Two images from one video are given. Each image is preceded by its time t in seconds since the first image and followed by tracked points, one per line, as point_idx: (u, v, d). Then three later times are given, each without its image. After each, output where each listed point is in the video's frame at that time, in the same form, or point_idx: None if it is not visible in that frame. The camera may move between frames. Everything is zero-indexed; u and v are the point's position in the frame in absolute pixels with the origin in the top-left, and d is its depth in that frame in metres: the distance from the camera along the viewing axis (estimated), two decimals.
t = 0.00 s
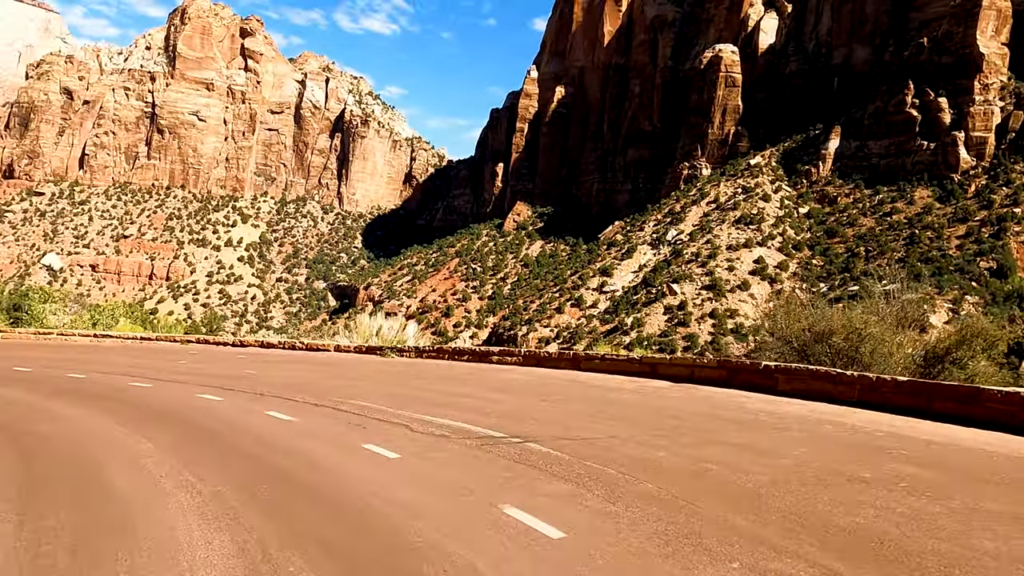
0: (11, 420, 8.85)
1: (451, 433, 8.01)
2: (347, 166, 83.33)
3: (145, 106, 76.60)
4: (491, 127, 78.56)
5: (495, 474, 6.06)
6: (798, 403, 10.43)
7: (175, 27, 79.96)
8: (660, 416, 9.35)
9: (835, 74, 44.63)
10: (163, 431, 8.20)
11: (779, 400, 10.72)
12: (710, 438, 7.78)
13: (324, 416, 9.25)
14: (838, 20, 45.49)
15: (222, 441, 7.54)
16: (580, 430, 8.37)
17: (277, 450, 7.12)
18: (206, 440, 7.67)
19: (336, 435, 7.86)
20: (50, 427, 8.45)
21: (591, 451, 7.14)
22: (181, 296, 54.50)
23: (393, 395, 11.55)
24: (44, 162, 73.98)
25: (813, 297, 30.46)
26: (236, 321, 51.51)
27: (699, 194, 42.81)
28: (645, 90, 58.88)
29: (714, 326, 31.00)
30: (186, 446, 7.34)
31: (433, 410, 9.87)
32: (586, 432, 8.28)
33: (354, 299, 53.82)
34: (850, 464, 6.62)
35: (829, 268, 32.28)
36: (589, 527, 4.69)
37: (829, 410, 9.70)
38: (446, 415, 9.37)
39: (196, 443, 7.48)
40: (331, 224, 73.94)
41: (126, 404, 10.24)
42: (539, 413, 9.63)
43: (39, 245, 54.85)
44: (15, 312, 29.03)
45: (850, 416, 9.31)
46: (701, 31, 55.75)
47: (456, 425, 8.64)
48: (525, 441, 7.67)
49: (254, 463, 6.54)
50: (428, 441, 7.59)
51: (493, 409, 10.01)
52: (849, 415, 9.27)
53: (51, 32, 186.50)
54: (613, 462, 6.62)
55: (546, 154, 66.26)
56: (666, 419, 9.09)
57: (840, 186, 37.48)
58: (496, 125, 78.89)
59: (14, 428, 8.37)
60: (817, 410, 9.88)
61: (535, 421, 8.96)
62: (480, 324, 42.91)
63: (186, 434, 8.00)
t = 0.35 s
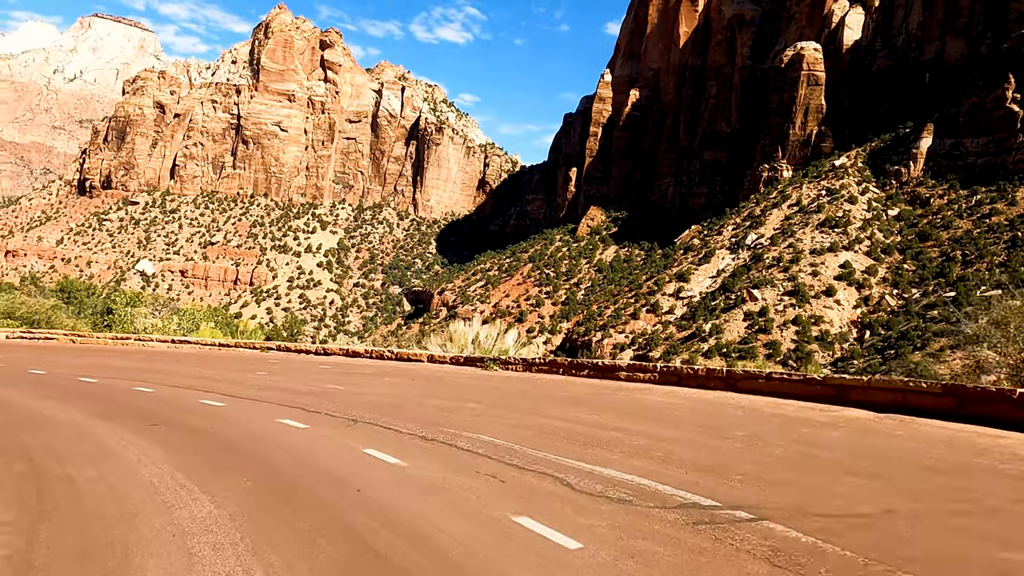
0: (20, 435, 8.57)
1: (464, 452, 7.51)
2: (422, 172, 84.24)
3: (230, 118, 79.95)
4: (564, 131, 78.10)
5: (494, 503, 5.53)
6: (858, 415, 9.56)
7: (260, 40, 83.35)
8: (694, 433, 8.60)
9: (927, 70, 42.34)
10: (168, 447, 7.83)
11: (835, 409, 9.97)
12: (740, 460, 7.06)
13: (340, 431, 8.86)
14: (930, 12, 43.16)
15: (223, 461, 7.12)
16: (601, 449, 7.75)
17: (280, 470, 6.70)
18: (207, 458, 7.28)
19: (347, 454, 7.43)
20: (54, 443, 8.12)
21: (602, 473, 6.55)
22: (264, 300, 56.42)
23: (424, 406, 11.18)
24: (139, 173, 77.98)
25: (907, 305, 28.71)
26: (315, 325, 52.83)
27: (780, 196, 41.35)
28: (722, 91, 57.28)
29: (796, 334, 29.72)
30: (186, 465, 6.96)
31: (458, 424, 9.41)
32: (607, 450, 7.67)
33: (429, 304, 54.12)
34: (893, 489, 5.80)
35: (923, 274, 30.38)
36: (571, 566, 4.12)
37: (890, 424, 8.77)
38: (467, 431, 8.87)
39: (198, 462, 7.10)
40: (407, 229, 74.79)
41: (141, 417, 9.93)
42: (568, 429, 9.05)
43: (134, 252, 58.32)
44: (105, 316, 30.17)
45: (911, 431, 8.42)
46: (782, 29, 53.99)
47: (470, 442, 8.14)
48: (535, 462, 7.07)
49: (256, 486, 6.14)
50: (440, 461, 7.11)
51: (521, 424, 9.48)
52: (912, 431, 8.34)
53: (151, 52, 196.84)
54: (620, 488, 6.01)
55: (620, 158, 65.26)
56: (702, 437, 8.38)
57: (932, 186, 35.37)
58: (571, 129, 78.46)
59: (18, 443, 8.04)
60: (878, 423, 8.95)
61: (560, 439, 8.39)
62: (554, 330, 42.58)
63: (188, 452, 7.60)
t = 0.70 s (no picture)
0: (21, 441, 8.43)
1: (456, 465, 7.01)
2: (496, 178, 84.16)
3: (311, 127, 82.66)
4: (639, 135, 76.86)
5: (461, 528, 5.00)
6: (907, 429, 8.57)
7: (339, 52, 86.07)
8: (721, 450, 7.75)
9: None
10: (158, 456, 7.58)
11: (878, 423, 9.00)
12: (760, 483, 6.22)
13: (340, 440, 8.48)
14: None
15: (207, 471, 6.83)
16: (607, 467, 7.02)
17: (262, 484, 6.37)
18: (193, 468, 6.98)
19: (337, 466, 7.06)
20: (47, 451, 7.93)
21: (593, 493, 5.90)
22: (342, 305, 57.83)
23: (446, 414, 10.65)
24: (226, 182, 81.48)
25: (1010, 313, 26.74)
26: (391, 328, 53.72)
27: (867, 198, 39.50)
28: (803, 89, 55.14)
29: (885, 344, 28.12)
30: (169, 476, 6.68)
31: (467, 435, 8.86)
32: (611, 468, 6.95)
33: (503, 309, 53.87)
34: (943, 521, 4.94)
35: None
36: None
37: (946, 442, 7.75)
38: (472, 442, 8.31)
39: (182, 473, 6.80)
40: (481, 234, 74.91)
41: (150, 422, 9.75)
42: (582, 442, 8.36)
43: (221, 258, 61.36)
44: (187, 321, 30.96)
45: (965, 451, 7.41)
46: (869, 23, 51.73)
47: (468, 455, 7.54)
48: (527, 479, 6.45)
49: (262, 500, 5.80)
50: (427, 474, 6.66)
51: (536, 436, 8.83)
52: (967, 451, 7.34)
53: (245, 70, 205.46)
54: (603, 513, 5.33)
55: (697, 161, 63.62)
56: (729, 455, 7.53)
57: None
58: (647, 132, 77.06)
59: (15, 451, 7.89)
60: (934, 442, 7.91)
61: (568, 453, 7.71)
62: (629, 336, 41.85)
63: (176, 461, 7.32)
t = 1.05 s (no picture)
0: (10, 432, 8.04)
1: (452, 475, 6.34)
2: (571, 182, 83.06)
3: (388, 134, 84.70)
4: (718, 137, 74.85)
5: (425, 551, 4.29)
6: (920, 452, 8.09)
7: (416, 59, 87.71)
8: (758, 473, 6.73)
9: None
10: (141, 453, 7.08)
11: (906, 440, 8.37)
12: (793, 515, 5.23)
13: (338, 443, 7.89)
14: None
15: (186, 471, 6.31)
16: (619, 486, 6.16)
17: (240, 487, 5.81)
18: (171, 468, 6.46)
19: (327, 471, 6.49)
20: (30, 444, 7.49)
21: (591, 516, 5.10)
22: (417, 308, 58.34)
23: (470, 420, 9.94)
24: (307, 188, 84.02)
25: None
26: (465, 332, 53.81)
27: (965, 199, 37.22)
28: (893, 86, 52.53)
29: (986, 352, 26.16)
30: (163, 476, 6.22)
31: (477, 444, 8.12)
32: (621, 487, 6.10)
33: (577, 314, 52.91)
34: None
35: None
36: None
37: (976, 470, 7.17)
38: (478, 453, 7.57)
39: (159, 473, 6.28)
40: (555, 238, 74.09)
41: (152, 417, 9.29)
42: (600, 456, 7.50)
43: (301, 262, 63.56)
44: (271, 326, 31.51)
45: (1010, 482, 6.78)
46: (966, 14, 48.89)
47: (468, 467, 6.78)
48: (524, 495, 5.69)
49: (259, 509, 5.22)
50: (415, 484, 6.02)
51: (552, 448, 8.01)
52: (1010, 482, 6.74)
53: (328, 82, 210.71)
54: (594, 543, 4.49)
55: (779, 163, 61.35)
56: (767, 478, 6.52)
57: None
58: (727, 134, 74.77)
59: None
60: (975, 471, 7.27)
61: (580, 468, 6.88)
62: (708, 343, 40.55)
63: (157, 459, 6.80)
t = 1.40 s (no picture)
0: None
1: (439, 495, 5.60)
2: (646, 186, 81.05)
3: (463, 139, 85.87)
4: (800, 138, 72.15)
5: None
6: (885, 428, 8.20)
7: (490, 64, 88.34)
8: (793, 491, 5.80)
9: None
10: (120, 466, 6.53)
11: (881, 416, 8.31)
12: (818, 548, 4.32)
13: (332, 454, 7.26)
14: None
15: (154, 488, 5.75)
16: (621, 508, 5.32)
17: (211, 501, 5.34)
18: (139, 484, 5.89)
19: (309, 490, 5.83)
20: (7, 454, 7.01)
21: (627, 549, 4.31)
22: (491, 312, 58.46)
23: (488, 423, 9.26)
24: (384, 195, 85.90)
25: None
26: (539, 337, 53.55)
27: None
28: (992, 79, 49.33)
29: None
30: (170, 488, 5.75)
31: (481, 452, 7.40)
32: (626, 509, 5.24)
33: (652, 318, 51.57)
34: None
35: None
36: None
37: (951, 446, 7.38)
38: (480, 463, 6.86)
39: (134, 485, 5.85)
40: (630, 243, 72.21)
41: (150, 425, 8.77)
42: (613, 469, 6.67)
43: (378, 266, 65.30)
44: (351, 331, 31.87)
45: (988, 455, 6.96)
46: None
47: (461, 481, 6.05)
48: (525, 516, 4.99)
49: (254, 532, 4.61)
50: (401, 506, 5.32)
51: (563, 457, 7.22)
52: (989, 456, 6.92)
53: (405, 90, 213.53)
54: None
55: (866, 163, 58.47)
56: (798, 498, 5.59)
57: None
58: (810, 132, 71.59)
59: None
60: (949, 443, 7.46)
61: (588, 484, 6.05)
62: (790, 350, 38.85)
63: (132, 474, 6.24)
